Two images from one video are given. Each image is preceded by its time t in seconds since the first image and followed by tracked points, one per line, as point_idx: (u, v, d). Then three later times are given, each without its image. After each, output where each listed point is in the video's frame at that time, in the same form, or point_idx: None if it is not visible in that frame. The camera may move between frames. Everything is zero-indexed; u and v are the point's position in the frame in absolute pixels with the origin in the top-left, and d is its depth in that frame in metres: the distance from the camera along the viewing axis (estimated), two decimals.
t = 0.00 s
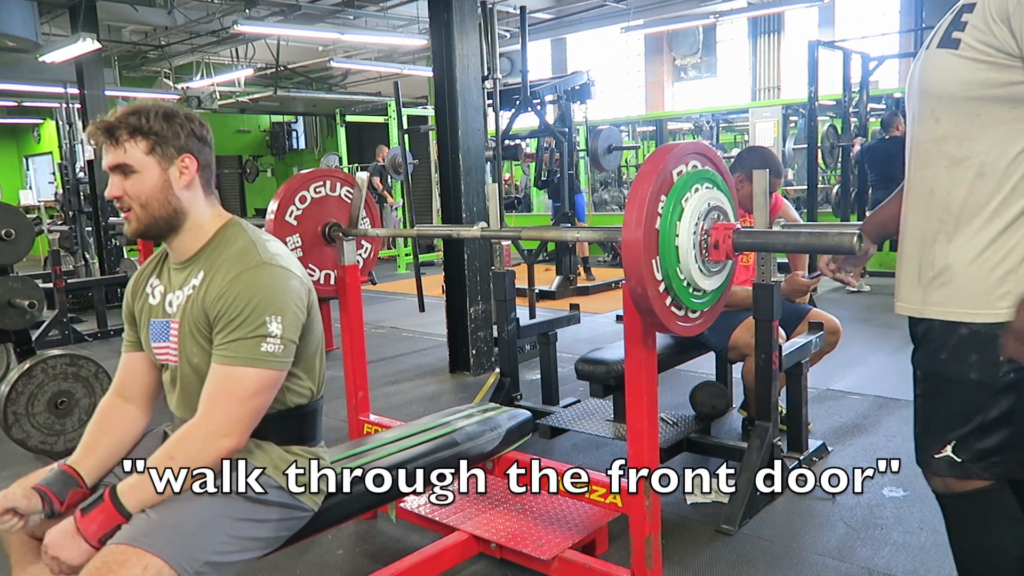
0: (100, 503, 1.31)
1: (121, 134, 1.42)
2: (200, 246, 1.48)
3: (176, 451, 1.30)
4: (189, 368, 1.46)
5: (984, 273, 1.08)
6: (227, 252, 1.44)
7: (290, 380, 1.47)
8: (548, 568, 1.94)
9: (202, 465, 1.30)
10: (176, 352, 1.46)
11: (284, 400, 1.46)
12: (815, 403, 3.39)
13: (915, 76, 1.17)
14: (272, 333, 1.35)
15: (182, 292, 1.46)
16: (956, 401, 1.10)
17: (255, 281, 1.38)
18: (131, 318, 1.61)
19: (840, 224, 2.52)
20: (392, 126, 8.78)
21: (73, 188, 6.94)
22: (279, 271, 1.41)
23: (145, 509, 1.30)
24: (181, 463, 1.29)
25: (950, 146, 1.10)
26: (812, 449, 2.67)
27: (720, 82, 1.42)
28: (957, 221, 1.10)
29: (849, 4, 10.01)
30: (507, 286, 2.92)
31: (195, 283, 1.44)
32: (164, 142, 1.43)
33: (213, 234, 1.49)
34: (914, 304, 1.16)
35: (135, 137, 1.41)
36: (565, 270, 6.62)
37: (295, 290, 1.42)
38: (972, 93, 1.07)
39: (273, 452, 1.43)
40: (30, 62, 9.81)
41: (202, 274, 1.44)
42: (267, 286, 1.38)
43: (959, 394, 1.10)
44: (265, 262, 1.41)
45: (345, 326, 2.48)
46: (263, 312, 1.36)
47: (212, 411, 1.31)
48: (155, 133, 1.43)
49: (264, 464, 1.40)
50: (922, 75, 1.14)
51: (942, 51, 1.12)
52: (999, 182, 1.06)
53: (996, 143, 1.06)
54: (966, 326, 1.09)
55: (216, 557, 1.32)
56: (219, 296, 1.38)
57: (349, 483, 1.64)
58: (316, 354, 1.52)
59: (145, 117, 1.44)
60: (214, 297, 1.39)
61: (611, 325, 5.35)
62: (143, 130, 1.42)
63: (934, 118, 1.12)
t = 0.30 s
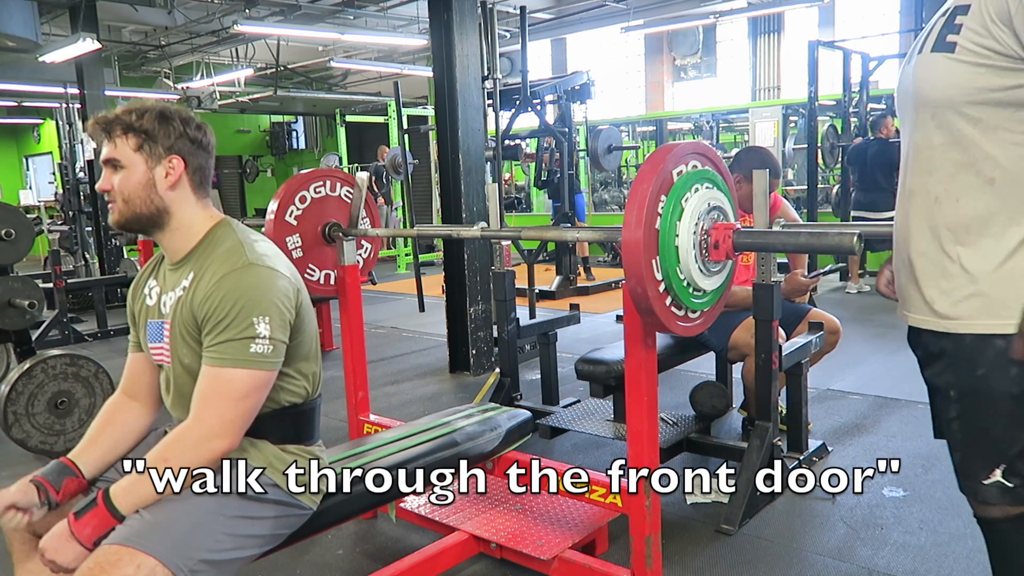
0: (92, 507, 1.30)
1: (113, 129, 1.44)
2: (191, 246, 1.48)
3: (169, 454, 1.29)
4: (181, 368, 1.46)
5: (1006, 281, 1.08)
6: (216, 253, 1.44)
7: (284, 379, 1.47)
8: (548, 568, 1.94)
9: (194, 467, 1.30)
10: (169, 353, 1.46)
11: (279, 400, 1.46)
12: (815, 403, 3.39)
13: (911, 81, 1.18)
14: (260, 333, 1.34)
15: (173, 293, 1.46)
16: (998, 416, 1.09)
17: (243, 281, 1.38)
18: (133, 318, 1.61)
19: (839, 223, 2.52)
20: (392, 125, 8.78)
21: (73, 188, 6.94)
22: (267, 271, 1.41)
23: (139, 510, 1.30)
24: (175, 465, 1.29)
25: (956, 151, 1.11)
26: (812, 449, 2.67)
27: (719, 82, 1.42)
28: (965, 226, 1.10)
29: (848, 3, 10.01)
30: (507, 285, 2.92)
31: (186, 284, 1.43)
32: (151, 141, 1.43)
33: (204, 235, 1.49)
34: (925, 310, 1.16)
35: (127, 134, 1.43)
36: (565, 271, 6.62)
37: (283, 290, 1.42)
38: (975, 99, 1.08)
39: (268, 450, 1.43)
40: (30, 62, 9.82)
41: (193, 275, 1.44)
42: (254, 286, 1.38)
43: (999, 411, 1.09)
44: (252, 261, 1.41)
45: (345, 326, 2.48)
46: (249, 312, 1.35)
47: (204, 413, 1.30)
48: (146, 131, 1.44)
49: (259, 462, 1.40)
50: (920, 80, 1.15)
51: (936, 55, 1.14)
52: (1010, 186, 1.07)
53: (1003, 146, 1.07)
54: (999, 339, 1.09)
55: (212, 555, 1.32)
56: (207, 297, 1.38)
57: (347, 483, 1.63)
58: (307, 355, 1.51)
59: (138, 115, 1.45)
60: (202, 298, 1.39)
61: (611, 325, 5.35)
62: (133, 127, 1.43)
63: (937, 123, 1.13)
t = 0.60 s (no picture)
0: (93, 506, 1.31)
1: (116, 127, 1.44)
2: (191, 244, 1.49)
3: (168, 452, 1.30)
4: (180, 367, 1.46)
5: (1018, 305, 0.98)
6: (214, 251, 1.44)
7: (282, 377, 1.47)
8: (548, 568, 1.94)
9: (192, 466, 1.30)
10: (169, 351, 1.46)
11: (277, 398, 1.46)
12: (815, 403, 3.39)
13: (925, 78, 1.08)
14: (257, 331, 1.34)
15: (172, 292, 1.46)
16: None
17: (240, 279, 1.38)
18: (133, 316, 1.61)
19: (839, 223, 2.52)
20: (393, 125, 8.78)
21: (73, 188, 6.94)
22: (264, 269, 1.41)
23: (139, 508, 1.30)
24: (173, 463, 1.29)
25: (977, 155, 1.01)
26: (812, 449, 2.67)
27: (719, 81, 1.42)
28: (984, 237, 1.01)
29: (849, 3, 10.01)
30: (507, 286, 2.92)
31: (185, 282, 1.44)
32: (154, 139, 1.44)
33: (202, 233, 1.49)
34: (940, 327, 1.06)
35: (129, 132, 1.43)
36: (565, 271, 6.62)
37: (281, 288, 1.42)
38: (1004, 97, 0.98)
39: (267, 447, 1.43)
40: (30, 62, 9.81)
41: (191, 273, 1.44)
42: (252, 284, 1.38)
43: None
44: (250, 260, 1.41)
45: (345, 326, 2.48)
46: (247, 310, 1.35)
47: (203, 411, 1.31)
48: (147, 130, 1.44)
49: (258, 461, 1.40)
50: (938, 77, 1.05)
51: (967, 43, 1.02)
52: None
53: None
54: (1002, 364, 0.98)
55: (213, 553, 1.32)
56: (205, 295, 1.38)
57: (348, 482, 1.64)
58: (306, 354, 1.51)
59: (140, 113, 1.45)
60: (200, 296, 1.39)
61: (611, 325, 5.35)
62: (136, 125, 1.44)
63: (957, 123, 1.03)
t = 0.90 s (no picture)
0: (98, 508, 1.31)
1: (119, 129, 1.44)
2: (191, 245, 1.48)
3: (171, 452, 1.30)
4: (182, 367, 1.45)
5: None
6: (215, 251, 1.44)
7: (283, 377, 1.47)
8: (548, 568, 1.94)
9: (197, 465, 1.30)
10: (169, 352, 1.46)
11: (278, 398, 1.46)
12: (815, 403, 3.39)
13: (974, 43, 0.90)
14: (259, 329, 1.34)
15: (173, 292, 1.46)
16: None
17: (241, 278, 1.38)
18: (132, 317, 1.62)
19: (839, 223, 2.51)
20: (393, 125, 8.79)
21: (73, 188, 6.93)
22: (265, 268, 1.41)
23: (147, 509, 1.30)
24: (177, 464, 1.29)
25: None
26: (812, 449, 2.67)
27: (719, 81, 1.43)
28: None
29: (849, 4, 10.02)
30: (507, 286, 2.92)
31: (185, 282, 1.44)
32: (156, 140, 1.44)
33: (203, 234, 1.49)
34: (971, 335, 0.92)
35: (131, 133, 1.43)
36: (565, 271, 6.62)
37: (282, 287, 1.42)
38: None
39: (271, 449, 1.44)
40: (30, 62, 9.81)
41: (192, 273, 1.44)
42: (253, 283, 1.38)
43: None
44: (251, 259, 1.41)
45: (345, 326, 2.48)
46: (249, 309, 1.35)
47: (205, 410, 1.30)
48: (150, 131, 1.44)
49: (261, 463, 1.40)
50: (994, 40, 0.87)
51: None
52: None
53: None
54: None
55: (220, 555, 1.32)
56: (206, 295, 1.38)
57: (348, 483, 1.64)
58: (306, 354, 1.51)
59: (142, 115, 1.45)
60: (202, 295, 1.39)
61: (611, 325, 5.35)
62: (138, 126, 1.44)
63: (1016, 96, 0.85)
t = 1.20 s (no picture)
0: (111, 506, 1.31)
1: (127, 128, 1.43)
2: (196, 245, 1.48)
3: (183, 451, 1.29)
4: (187, 367, 1.45)
5: None
6: (221, 250, 1.44)
7: (288, 376, 1.47)
8: (548, 568, 1.94)
9: (208, 464, 1.30)
10: (174, 352, 1.46)
11: (284, 397, 1.46)
12: (815, 403, 3.39)
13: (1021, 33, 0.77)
14: (270, 328, 1.35)
15: (178, 291, 1.46)
16: None
17: (249, 277, 1.38)
18: (128, 319, 1.61)
19: (840, 223, 2.51)
20: (393, 125, 8.79)
21: (73, 188, 6.94)
22: (273, 266, 1.41)
23: (158, 509, 1.30)
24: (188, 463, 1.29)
25: None
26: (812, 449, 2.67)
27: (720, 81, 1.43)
28: None
29: (849, 4, 10.02)
30: (507, 286, 2.92)
31: (191, 282, 1.43)
32: (167, 141, 1.44)
33: (208, 234, 1.49)
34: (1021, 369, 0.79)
35: (140, 133, 1.43)
36: (565, 271, 6.62)
37: (289, 286, 1.42)
38: None
39: (278, 449, 1.44)
40: (30, 62, 9.81)
41: (197, 273, 1.44)
42: (262, 282, 1.38)
43: None
44: (259, 258, 1.41)
45: (345, 326, 2.48)
46: (259, 307, 1.36)
47: (217, 409, 1.30)
48: (160, 131, 1.44)
49: (269, 463, 1.40)
50: None
51: None
52: None
53: None
54: None
55: (228, 557, 1.32)
56: (215, 294, 1.38)
57: (350, 483, 1.64)
58: (311, 353, 1.51)
59: (151, 115, 1.45)
60: (210, 294, 1.39)
61: (611, 325, 5.35)
62: (148, 126, 1.44)
63: None
